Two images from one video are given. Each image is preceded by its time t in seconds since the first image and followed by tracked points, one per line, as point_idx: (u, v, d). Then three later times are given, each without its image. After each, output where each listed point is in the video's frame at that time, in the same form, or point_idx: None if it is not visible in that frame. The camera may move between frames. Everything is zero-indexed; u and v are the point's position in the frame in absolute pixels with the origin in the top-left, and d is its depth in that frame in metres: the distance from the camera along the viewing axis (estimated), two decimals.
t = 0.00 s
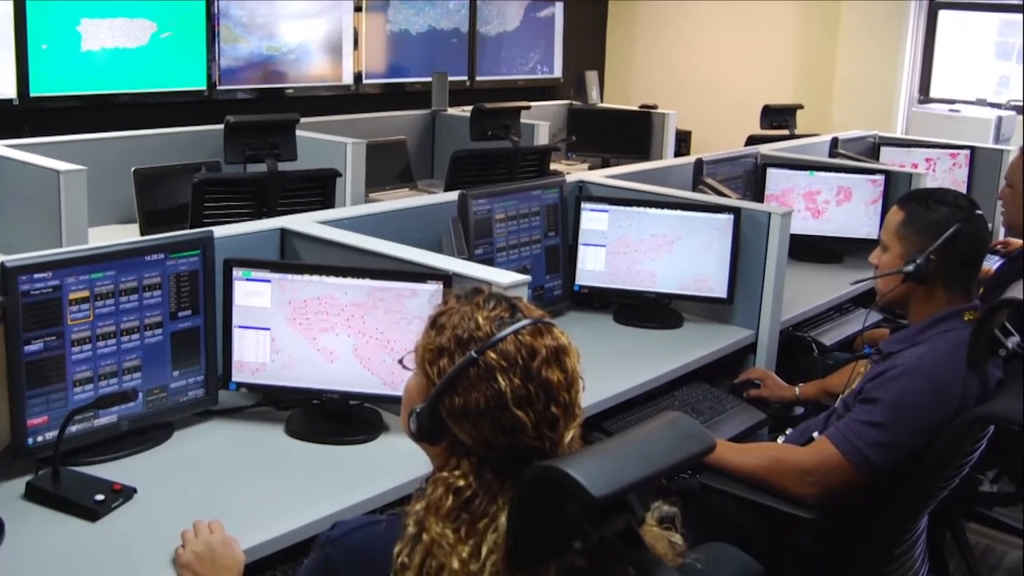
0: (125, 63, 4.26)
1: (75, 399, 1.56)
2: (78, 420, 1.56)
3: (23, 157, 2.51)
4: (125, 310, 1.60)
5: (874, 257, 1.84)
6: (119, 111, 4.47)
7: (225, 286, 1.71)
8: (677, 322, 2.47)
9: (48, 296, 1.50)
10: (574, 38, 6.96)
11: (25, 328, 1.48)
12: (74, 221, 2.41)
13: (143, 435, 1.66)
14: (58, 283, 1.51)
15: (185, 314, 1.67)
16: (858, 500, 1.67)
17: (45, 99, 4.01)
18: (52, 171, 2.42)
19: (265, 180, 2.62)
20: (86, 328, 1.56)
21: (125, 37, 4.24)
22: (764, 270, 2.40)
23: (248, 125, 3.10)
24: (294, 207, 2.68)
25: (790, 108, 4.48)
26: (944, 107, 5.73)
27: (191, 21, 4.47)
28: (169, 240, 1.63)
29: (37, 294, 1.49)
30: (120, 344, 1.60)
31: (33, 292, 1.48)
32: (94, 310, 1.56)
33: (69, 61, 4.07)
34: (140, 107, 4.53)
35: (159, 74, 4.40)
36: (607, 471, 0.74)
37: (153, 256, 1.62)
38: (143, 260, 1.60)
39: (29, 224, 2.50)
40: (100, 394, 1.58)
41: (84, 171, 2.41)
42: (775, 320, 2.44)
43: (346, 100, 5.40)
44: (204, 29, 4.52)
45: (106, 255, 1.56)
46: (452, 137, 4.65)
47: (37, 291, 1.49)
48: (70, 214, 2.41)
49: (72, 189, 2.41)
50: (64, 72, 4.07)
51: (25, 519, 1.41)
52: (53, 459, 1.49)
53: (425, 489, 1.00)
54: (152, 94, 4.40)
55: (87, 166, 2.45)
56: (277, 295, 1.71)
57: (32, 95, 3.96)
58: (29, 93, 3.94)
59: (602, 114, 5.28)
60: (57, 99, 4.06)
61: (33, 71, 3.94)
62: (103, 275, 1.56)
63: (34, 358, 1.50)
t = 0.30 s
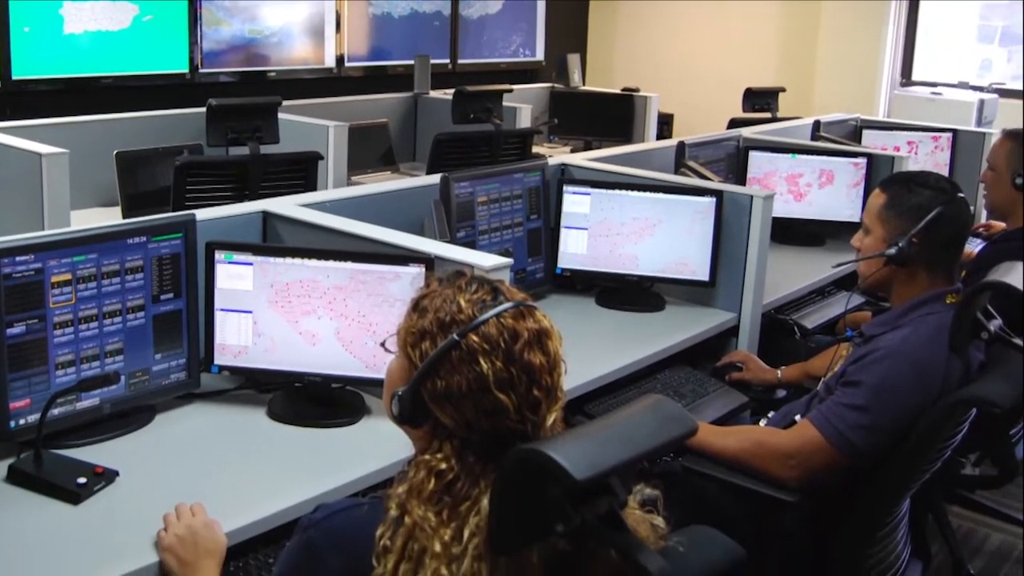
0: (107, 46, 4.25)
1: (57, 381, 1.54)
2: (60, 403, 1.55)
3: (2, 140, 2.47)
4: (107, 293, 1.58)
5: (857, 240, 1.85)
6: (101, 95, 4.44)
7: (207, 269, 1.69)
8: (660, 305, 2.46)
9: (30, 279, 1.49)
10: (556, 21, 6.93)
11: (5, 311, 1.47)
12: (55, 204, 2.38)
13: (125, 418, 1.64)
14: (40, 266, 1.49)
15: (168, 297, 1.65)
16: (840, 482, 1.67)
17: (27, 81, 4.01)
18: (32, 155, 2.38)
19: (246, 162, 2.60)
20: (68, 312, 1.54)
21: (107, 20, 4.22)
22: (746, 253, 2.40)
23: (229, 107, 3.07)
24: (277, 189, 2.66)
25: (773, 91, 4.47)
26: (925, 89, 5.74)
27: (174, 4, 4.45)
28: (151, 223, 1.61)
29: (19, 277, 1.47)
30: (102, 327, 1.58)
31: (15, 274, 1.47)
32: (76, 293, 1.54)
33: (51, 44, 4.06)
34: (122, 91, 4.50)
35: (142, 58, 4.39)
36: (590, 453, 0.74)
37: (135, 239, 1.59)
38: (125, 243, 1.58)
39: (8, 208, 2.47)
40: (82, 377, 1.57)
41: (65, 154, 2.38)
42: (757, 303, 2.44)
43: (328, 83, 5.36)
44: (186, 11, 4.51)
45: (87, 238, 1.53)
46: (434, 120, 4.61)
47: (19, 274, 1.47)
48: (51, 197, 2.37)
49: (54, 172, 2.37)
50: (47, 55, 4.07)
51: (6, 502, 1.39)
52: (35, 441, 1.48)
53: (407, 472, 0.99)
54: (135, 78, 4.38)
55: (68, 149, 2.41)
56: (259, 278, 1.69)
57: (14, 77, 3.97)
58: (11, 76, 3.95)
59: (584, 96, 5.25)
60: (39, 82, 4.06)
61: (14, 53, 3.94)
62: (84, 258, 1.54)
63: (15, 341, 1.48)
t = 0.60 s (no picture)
0: (94, 32, 4.21)
1: (43, 368, 1.53)
2: (46, 390, 1.53)
3: None
4: (93, 280, 1.56)
5: (843, 227, 1.85)
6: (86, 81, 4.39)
7: (193, 256, 1.68)
8: (647, 292, 2.46)
9: (15, 266, 1.47)
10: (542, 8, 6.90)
11: None
12: (41, 190, 2.35)
13: (112, 405, 1.63)
14: (26, 254, 1.48)
15: (154, 284, 1.64)
16: (825, 469, 1.68)
17: (11, 68, 3.97)
18: (18, 141, 2.35)
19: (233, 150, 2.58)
20: (55, 298, 1.52)
21: (92, 6, 4.17)
22: (732, 240, 2.40)
23: (214, 94, 3.04)
24: (263, 175, 2.64)
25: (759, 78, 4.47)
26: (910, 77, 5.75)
27: None
28: (138, 209, 1.59)
29: (5, 264, 1.45)
30: (88, 314, 1.57)
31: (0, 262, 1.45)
32: (62, 280, 1.52)
33: (35, 30, 4.01)
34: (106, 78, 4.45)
35: (129, 44, 4.35)
36: (577, 441, 0.73)
37: (121, 226, 1.58)
38: (111, 229, 1.56)
39: None
40: (68, 364, 1.55)
41: (52, 140, 2.35)
42: (744, 290, 2.44)
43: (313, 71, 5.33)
44: None
45: (73, 225, 1.52)
46: (421, 107, 4.58)
47: (4, 261, 1.46)
48: (37, 184, 2.34)
49: (40, 159, 2.34)
50: (32, 42, 4.02)
51: None
52: (22, 429, 1.46)
53: (394, 459, 0.99)
54: (120, 64, 4.34)
55: (54, 135, 2.38)
56: (245, 265, 1.68)
57: None
58: None
59: (571, 83, 5.23)
60: (23, 69, 4.01)
61: None
62: (70, 245, 1.52)
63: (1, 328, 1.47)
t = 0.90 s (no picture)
0: (84, 23, 4.18)
1: (34, 360, 1.52)
2: (37, 381, 1.53)
3: None
4: (84, 271, 1.55)
5: (834, 219, 1.85)
6: (75, 73, 4.36)
7: (184, 247, 1.67)
8: (638, 284, 2.46)
9: (5, 258, 1.45)
10: None
11: None
12: (32, 181, 2.33)
13: (103, 397, 1.62)
14: (17, 245, 1.46)
15: (145, 276, 1.63)
16: (816, 460, 1.68)
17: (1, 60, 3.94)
18: (8, 132, 2.33)
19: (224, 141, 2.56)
20: (46, 290, 1.51)
21: None
22: (723, 231, 2.40)
23: (205, 85, 3.02)
24: (254, 166, 2.62)
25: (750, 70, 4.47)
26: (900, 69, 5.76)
27: None
28: (129, 201, 1.58)
29: None
30: (79, 305, 1.56)
31: None
32: (53, 271, 1.51)
33: (24, 21, 3.98)
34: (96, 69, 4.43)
35: (119, 35, 4.31)
36: (568, 433, 0.73)
37: (112, 217, 1.56)
38: (102, 221, 1.55)
39: None
40: (59, 356, 1.54)
41: (41, 132, 2.33)
42: (735, 282, 2.44)
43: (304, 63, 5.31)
44: None
45: (64, 216, 1.50)
46: (412, 99, 4.56)
47: None
48: (27, 176, 2.33)
49: (31, 151, 2.33)
50: (22, 33, 3.98)
51: None
52: (13, 420, 1.45)
53: (385, 451, 0.98)
54: (111, 56, 4.31)
55: (44, 127, 2.36)
56: (236, 256, 1.67)
57: None
58: None
59: (561, 74, 5.23)
60: (12, 61, 3.98)
61: None
62: (61, 236, 1.51)
63: None
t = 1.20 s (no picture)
0: (80, 20, 4.17)
1: (31, 356, 1.51)
2: (34, 378, 1.52)
3: None
4: (80, 268, 1.55)
5: (830, 216, 1.85)
6: (71, 69, 4.35)
7: (180, 244, 1.66)
8: (635, 280, 2.46)
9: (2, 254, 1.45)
10: None
11: None
12: (27, 179, 2.33)
13: (99, 394, 1.62)
14: (13, 242, 1.46)
15: (142, 273, 1.62)
16: (812, 456, 1.69)
17: None
18: (4, 129, 2.32)
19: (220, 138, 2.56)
20: (42, 287, 1.51)
21: None
22: (719, 228, 2.40)
23: (201, 82, 3.01)
24: (251, 163, 2.62)
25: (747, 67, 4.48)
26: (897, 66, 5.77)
27: None
28: (125, 197, 1.58)
29: None
30: (76, 302, 1.56)
31: None
32: (49, 268, 1.51)
33: (21, 18, 3.97)
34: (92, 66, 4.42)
35: (115, 32, 4.30)
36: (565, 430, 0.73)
37: (108, 214, 1.56)
38: (98, 218, 1.55)
39: None
40: (55, 353, 1.54)
41: (38, 129, 2.32)
42: (732, 278, 2.44)
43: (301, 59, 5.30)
44: None
45: (60, 213, 1.50)
46: (408, 96, 4.55)
47: None
48: (23, 172, 2.32)
49: (27, 147, 2.32)
50: (18, 30, 3.97)
51: None
52: (9, 417, 1.45)
53: (381, 448, 0.98)
54: (107, 52, 4.30)
55: (40, 124, 2.35)
56: (232, 253, 1.67)
57: None
58: None
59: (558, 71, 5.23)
60: (8, 57, 3.97)
61: None
62: (58, 233, 1.51)
63: None
